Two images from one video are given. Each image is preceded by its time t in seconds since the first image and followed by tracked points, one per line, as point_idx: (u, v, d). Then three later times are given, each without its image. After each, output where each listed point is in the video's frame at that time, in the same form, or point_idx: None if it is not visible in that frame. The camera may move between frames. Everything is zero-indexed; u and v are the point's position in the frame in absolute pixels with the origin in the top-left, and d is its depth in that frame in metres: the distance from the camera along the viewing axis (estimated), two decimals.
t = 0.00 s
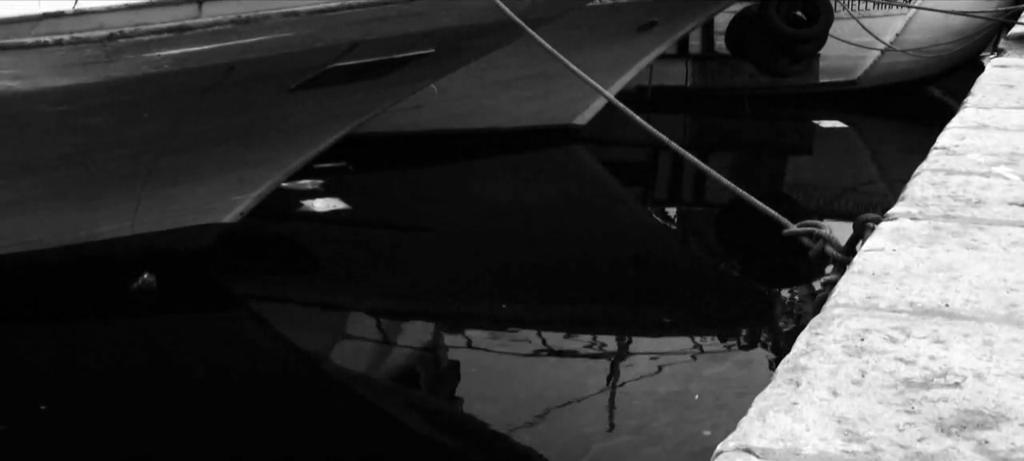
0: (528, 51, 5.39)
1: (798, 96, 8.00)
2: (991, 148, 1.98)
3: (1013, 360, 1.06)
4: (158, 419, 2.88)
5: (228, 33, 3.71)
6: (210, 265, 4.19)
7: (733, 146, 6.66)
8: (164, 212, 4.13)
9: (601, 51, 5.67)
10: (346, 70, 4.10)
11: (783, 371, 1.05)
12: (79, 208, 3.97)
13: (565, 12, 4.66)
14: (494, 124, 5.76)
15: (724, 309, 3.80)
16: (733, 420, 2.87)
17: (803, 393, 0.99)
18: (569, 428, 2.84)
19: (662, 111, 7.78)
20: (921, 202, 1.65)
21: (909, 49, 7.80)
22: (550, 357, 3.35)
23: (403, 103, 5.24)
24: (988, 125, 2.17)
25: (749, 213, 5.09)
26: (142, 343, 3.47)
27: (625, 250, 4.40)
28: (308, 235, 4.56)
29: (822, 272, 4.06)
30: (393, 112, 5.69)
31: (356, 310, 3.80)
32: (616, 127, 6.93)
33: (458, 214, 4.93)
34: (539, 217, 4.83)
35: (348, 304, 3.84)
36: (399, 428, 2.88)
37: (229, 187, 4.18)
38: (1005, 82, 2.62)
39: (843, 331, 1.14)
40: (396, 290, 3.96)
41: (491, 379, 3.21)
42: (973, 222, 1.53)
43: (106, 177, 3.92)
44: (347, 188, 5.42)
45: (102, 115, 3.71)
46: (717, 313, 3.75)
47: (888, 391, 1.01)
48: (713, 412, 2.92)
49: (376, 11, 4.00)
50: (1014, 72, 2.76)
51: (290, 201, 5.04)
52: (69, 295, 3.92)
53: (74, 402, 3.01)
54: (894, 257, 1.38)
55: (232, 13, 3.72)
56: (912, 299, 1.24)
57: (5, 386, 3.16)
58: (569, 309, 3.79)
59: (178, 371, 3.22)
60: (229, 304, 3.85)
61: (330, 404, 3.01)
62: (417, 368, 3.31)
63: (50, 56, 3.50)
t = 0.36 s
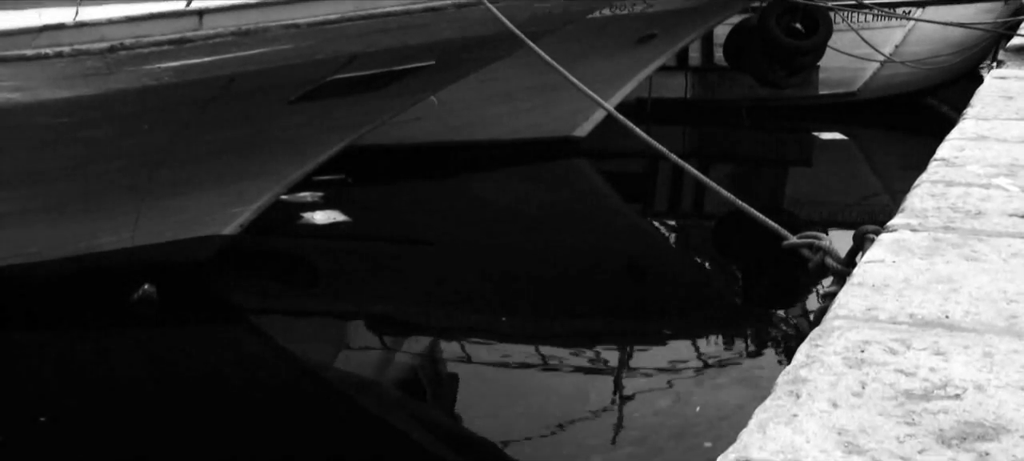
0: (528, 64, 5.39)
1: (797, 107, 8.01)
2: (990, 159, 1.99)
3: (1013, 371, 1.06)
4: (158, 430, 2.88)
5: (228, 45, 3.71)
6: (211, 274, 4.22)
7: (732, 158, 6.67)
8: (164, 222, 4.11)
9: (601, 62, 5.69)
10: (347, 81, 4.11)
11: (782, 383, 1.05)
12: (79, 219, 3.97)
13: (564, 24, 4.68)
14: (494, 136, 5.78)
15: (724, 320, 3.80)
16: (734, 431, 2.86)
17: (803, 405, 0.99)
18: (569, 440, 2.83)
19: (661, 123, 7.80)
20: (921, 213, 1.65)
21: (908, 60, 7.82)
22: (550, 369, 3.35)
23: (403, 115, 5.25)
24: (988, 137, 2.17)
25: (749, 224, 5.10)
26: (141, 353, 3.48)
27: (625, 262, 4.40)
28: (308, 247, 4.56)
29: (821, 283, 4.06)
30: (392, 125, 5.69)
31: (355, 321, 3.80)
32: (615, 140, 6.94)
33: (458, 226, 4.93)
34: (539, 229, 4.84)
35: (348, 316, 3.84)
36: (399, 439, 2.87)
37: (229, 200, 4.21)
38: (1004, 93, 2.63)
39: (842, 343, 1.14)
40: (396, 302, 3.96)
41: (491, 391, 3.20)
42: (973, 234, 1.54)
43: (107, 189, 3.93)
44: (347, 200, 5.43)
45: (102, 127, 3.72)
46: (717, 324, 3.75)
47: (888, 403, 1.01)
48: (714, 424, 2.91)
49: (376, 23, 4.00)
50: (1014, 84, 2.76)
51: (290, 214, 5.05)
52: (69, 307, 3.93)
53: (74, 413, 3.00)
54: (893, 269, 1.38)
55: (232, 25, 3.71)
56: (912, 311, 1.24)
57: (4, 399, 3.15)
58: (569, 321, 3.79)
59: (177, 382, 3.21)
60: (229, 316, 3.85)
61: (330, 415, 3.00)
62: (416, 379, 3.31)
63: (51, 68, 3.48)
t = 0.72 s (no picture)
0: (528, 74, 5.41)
1: (797, 118, 8.02)
2: (990, 170, 1.99)
3: (1013, 382, 1.06)
4: (158, 440, 2.87)
5: (228, 56, 3.71)
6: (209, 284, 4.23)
7: (732, 168, 6.68)
8: (165, 233, 4.13)
9: (601, 73, 5.70)
10: (347, 92, 4.12)
11: (783, 394, 1.05)
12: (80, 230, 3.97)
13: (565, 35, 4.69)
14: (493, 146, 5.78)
15: (724, 331, 3.80)
16: (734, 443, 2.86)
17: (804, 416, 0.99)
18: (570, 450, 2.83)
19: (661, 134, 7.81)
20: (921, 224, 1.65)
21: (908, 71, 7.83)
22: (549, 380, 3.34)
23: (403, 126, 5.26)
24: (987, 147, 2.18)
25: (749, 235, 5.10)
26: (141, 363, 3.48)
27: (625, 273, 4.40)
28: (308, 257, 4.56)
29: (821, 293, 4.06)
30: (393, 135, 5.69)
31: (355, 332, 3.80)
32: (614, 150, 6.95)
33: (458, 237, 4.93)
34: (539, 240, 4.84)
35: (348, 327, 3.84)
36: (399, 450, 2.86)
37: (230, 210, 4.21)
38: (1004, 103, 2.64)
39: (843, 353, 1.14)
40: (396, 313, 3.96)
41: (490, 402, 3.19)
42: (973, 244, 1.54)
43: (108, 200, 3.94)
44: (346, 210, 5.44)
45: (103, 137, 3.73)
46: (716, 336, 3.75)
47: (889, 413, 1.01)
48: (715, 435, 2.91)
49: (376, 35, 4.00)
50: (1014, 95, 2.77)
51: (289, 224, 5.05)
52: (69, 317, 3.93)
53: (74, 423, 3.00)
54: (894, 279, 1.38)
55: (232, 36, 3.71)
56: (912, 322, 1.24)
57: (5, 409, 3.14)
58: (569, 332, 3.79)
59: (177, 392, 3.21)
60: (229, 326, 3.84)
61: (330, 425, 2.99)
62: (416, 390, 3.31)
63: (52, 79, 3.49)
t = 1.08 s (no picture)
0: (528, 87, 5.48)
1: (796, 129, 8.03)
2: (989, 181, 1.99)
3: (1014, 393, 1.06)
4: (157, 451, 2.86)
5: (228, 68, 3.71)
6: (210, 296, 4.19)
7: (732, 179, 6.68)
8: (164, 245, 4.15)
9: (602, 83, 5.73)
10: (347, 104, 4.12)
11: (783, 405, 1.05)
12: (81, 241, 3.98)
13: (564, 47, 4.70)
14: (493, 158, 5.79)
15: (724, 343, 3.80)
16: (735, 454, 2.85)
17: (804, 427, 0.99)
18: None
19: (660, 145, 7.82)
20: (921, 235, 1.65)
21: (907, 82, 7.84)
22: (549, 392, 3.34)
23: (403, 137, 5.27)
24: (987, 158, 2.18)
25: (748, 246, 5.11)
26: (140, 374, 3.48)
27: (625, 284, 4.40)
28: (308, 269, 4.56)
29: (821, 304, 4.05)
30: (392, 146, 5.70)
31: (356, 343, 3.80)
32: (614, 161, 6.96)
33: (458, 248, 4.93)
34: (539, 251, 4.84)
35: (348, 338, 3.84)
36: None
37: (229, 221, 4.20)
38: (1003, 115, 2.64)
39: (843, 364, 1.14)
40: (396, 324, 3.95)
41: (490, 413, 3.19)
42: (973, 255, 1.54)
43: (109, 211, 3.94)
44: (346, 221, 5.44)
45: (104, 149, 3.73)
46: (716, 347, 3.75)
47: (889, 425, 1.01)
48: (716, 446, 2.90)
49: (376, 46, 3.99)
50: (1013, 105, 2.77)
51: (289, 235, 5.05)
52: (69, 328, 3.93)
53: (74, 435, 3.00)
54: (893, 291, 1.38)
55: (232, 48, 3.71)
56: (912, 332, 1.24)
57: (4, 420, 3.14)
58: (569, 343, 3.79)
59: (177, 403, 3.21)
60: (229, 337, 3.84)
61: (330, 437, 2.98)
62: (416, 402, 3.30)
63: (52, 90, 3.51)
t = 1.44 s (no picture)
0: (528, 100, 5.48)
1: (796, 141, 8.05)
2: (989, 192, 1.99)
3: (1014, 405, 1.06)
4: None
5: (228, 81, 3.71)
6: (209, 310, 4.23)
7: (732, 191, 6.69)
8: (164, 257, 4.13)
9: (601, 96, 5.73)
10: (348, 116, 4.13)
11: (783, 417, 1.05)
12: (81, 253, 3.98)
13: (564, 59, 4.71)
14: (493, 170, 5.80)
15: (724, 355, 3.80)
16: None
17: (804, 440, 0.99)
18: None
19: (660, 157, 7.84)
20: (921, 247, 1.65)
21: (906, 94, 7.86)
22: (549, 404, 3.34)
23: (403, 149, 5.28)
24: (987, 170, 2.18)
25: (748, 258, 5.11)
26: (141, 386, 3.47)
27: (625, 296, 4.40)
28: (308, 281, 4.56)
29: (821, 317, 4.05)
30: (393, 159, 5.70)
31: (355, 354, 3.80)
32: (614, 173, 6.97)
33: (458, 260, 4.93)
34: (540, 263, 4.85)
35: (348, 350, 3.84)
36: None
37: (229, 233, 4.21)
38: (1002, 126, 2.65)
39: (843, 377, 1.14)
40: (396, 336, 3.95)
41: (490, 426, 3.18)
42: (973, 267, 1.54)
43: (109, 223, 3.94)
44: (347, 233, 5.44)
45: (105, 162, 3.74)
46: (717, 359, 3.74)
47: (889, 437, 1.01)
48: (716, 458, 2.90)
49: (376, 59, 3.97)
50: (1012, 117, 2.78)
51: (290, 247, 5.06)
52: (69, 341, 3.92)
53: (74, 447, 2.99)
54: (893, 303, 1.38)
55: (233, 60, 3.70)
56: (912, 345, 1.24)
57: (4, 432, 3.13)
58: (569, 355, 3.78)
59: (177, 416, 3.20)
60: (229, 350, 3.84)
61: (330, 450, 2.98)
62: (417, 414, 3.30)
63: (52, 103, 3.53)
